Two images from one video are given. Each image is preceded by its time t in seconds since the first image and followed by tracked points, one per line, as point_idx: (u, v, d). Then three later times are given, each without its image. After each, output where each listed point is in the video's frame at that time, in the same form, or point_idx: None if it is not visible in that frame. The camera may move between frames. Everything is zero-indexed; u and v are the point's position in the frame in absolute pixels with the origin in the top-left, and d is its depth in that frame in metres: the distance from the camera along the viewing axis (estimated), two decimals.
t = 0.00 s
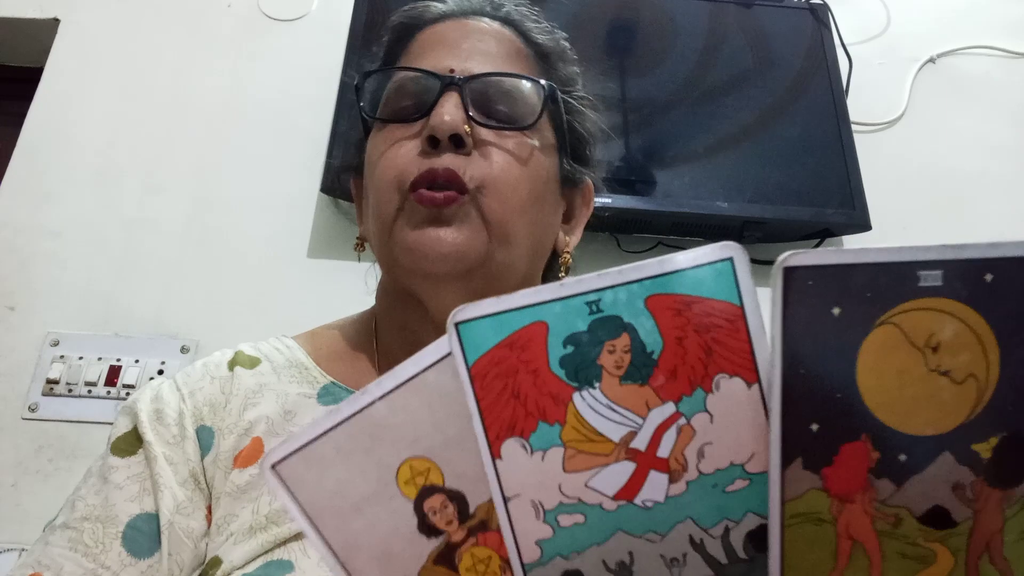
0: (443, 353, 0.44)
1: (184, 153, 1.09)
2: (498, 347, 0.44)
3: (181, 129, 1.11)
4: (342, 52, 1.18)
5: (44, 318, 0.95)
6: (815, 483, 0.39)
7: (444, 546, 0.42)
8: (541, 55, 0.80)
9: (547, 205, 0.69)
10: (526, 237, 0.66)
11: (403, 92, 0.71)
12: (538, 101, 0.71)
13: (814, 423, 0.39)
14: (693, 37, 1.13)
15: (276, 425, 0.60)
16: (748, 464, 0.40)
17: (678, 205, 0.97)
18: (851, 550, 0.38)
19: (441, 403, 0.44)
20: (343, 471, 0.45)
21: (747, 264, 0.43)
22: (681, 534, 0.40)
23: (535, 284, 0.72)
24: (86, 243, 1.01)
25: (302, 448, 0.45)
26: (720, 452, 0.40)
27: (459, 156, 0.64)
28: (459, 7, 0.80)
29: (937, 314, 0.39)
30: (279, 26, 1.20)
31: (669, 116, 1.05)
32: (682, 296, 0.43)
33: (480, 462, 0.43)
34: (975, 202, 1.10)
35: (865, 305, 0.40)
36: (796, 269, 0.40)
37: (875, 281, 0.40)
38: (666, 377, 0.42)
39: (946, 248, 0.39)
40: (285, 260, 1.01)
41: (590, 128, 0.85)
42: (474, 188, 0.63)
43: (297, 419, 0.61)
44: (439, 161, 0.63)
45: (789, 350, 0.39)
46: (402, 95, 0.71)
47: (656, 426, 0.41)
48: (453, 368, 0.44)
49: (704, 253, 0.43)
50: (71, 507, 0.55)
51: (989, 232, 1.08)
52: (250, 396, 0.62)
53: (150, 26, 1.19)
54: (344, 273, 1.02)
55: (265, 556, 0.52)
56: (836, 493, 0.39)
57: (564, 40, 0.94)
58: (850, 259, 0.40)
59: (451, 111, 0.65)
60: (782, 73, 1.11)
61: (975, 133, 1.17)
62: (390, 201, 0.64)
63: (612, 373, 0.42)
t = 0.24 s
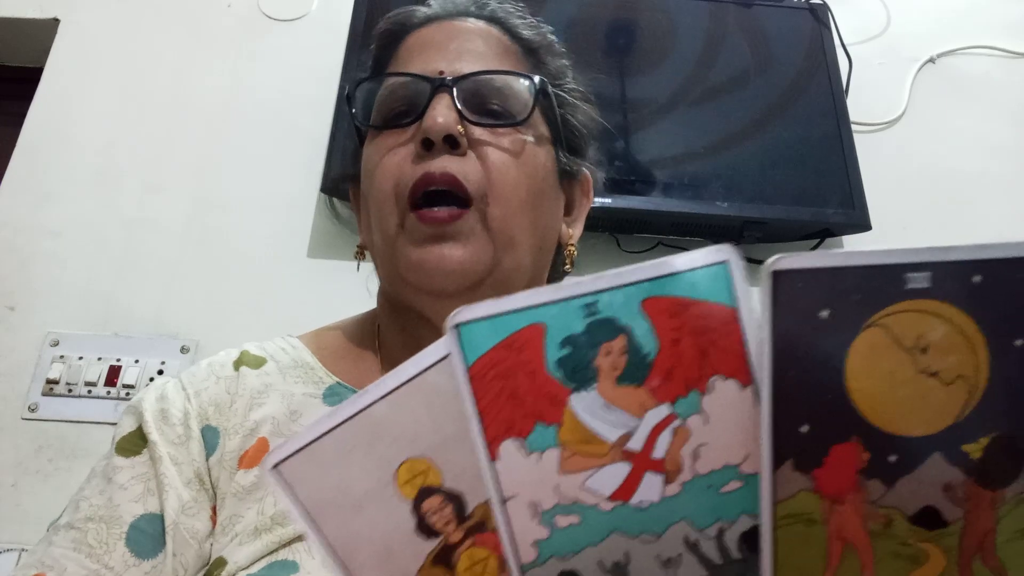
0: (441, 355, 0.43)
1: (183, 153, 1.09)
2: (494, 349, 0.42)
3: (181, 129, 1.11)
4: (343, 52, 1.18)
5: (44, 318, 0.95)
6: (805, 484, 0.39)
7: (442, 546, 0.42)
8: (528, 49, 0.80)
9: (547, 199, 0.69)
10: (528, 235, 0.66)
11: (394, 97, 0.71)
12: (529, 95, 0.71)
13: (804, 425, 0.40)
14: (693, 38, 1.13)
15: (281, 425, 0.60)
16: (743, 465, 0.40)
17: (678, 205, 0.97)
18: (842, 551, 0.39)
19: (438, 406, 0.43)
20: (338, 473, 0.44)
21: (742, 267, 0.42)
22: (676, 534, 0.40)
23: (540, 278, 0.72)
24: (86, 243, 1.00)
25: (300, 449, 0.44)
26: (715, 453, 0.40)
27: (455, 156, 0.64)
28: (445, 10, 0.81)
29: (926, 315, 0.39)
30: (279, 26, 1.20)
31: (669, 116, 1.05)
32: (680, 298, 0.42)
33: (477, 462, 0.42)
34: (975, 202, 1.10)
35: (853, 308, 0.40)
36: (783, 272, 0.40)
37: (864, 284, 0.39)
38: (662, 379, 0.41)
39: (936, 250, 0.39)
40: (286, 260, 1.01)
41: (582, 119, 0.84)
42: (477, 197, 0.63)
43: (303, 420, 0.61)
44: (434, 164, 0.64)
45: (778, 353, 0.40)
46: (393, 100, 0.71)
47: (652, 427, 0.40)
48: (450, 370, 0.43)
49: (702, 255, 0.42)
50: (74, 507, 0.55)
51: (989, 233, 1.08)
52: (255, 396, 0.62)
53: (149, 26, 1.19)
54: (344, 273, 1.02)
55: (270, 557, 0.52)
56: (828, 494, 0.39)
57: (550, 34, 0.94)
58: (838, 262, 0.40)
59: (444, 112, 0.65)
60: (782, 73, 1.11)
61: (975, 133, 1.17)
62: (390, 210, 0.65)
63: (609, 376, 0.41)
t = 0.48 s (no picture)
0: (428, 362, 0.45)
1: (183, 153, 1.09)
2: (480, 356, 0.44)
3: (180, 129, 1.10)
4: (343, 52, 1.18)
5: (44, 318, 0.95)
6: (790, 484, 0.39)
7: (434, 551, 0.43)
8: (517, 48, 0.79)
9: (546, 194, 0.69)
10: (530, 233, 0.66)
11: (386, 103, 0.71)
12: (520, 93, 0.70)
13: (786, 427, 0.39)
14: (692, 38, 1.13)
15: (284, 426, 0.61)
16: (729, 466, 0.40)
17: (678, 206, 0.97)
18: (829, 551, 0.38)
19: (428, 412, 0.45)
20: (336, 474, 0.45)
21: (723, 271, 0.43)
22: (664, 537, 0.40)
23: (543, 277, 0.72)
24: (86, 243, 1.00)
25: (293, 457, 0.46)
26: (701, 455, 0.40)
27: (451, 158, 0.64)
28: (432, 14, 0.81)
29: (904, 316, 0.39)
30: (279, 26, 1.20)
31: (668, 116, 1.05)
32: (660, 303, 0.43)
33: (467, 469, 0.43)
34: (975, 202, 1.10)
35: (834, 308, 0.40)
36: (759, 276, 0.41)
37: (841, 285, 0.40)
38: (646, 383, 0.42)
39: (913, 251, 0.39)
40: (285, 260, 1.01)
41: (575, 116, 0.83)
42: (478, 199, 0.64)
43: (305, 421, 0.61)
44: (430, 169, 0.64)
45: (760, 355, 0.40)
46: (386, 106, 0.71)
47: (637, 431, 0.41)
48: (438, 377, 0.45)
49: (681, 259, 0.43)
50: (77, 508, 0.55)
51: (989, 233, 1.08)
52: (259, 397, 0.62)
53: (149, 26, 1.18)
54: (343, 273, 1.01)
55: (271, 559, 0.52)
56: (812, 493, 0.39)
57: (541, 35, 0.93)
58: (813, 265, 0.40)
59: (438, 115, 0.65)
60: (781, 73, 1.11)
61: (975, 133, 1.17)
62: (389, 217, 0.65)
63: (593, 380, 0.42)
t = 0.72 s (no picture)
0: (440, 351, 0.45)
1: (183, 153, 1.09)
2: (492, 345, 0.44)
3: (181, 129, 1.10)
4: (343, 52, 1.18)
5: (44, 318, 0.95)
6: (794, 477, 0.39)
7: (441, 539, 0.43)
8: (516, 46, 0.79)
9: (544, 194, 0.69)
10: (529, 231, 0.66)
11: (385, 102, 0.71)
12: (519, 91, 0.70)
13: (791, 420, 0.39)
14: (692, 37, 1.13)
15: (284, 428, 0.61)
16: (735, 459, 0.40)
17: (677, 205, 0.97)
18: (832, 544, 0.38)
19: (439, 403, 0.45)
20: (340, 469, 0.45)
21: (733, 265, 0.43)
22: (671, 528, 0.40)
23: (542, 276, 0.72)
24: (86, 243, 1.00)
25: (306, 442, 0.46)
26: (708, 448, 0.40)
27: (449, 155, 0.64)
28: (429, 12, 0.80)
29: (907, 311, 0.39)
30: (279, 26, 1.20)
31: (668, 116, 1.05)
32: (669, 295, 0.43)
33: (476, 458, 0.43)
34: (975, 202, 1.10)
35: (838, 303, 0.40)
36: (765, 271, 0.41)
37: (845, 280, 0.40)
38: (655, 374, 0.42)
39: (914, 247, 0.40)
40: (285, 260, 1.01)
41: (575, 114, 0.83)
42: (474, 193, 0.63)
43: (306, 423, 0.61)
44: (429, 165, 0.63)
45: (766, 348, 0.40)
46: (384, 104, 0.71)
47: (646, 422, 0.41)
48: (449, 366, 0.45)
49: (690, 254, 0.43)
50: (77, 508, 0.56)
51: (989, 233, 1.08)
52: (259, 398, 0.62)
53: (149, 26, 1.18)
54: (343, 272, 1.02)
55: (271, 560, 0.52)
56: (816, 487, 0.39)
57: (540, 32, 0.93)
58: (818, 260, 0.40)
59: (436, 113, 0.65)
60: (782, 73, 1.11)
61: (975, 133, 1.17)
62: (387, 214, 0.65)
63: (602, 372, 0.42)
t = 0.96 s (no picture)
0: (452, 341, 0.45)
1: (183, 153, 1.09)
2: (505, 336, 0.44)
3: (181, 128, 1.10)
4: (343, 52, 1.18)
5: (44, 318, 0.95)
6: (800, 474, 0.39)
7: (450, 528, 0.43)
8: (519, 47, 0.79)
9: (542, 195, 0.70)
10: (526, 233, 0.66)
11: (386, 103, 0.71)
12: (519, 93, 0.70)
13: (798, 417, 0.39)
14: (693, 37, 1.13)
15: (283, 429, 0.60)
16: (744, 455, 0.40)
17: (678, 205, 0.97)
18: (838, 541, 0.38)
19: (452, 392, 0.45)
20: (344, 466, 0.45)
21: (747, 263, 0.43)
22: (679, 522, 0.40)
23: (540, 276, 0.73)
24: (86, 243, 1.00)
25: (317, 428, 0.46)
26: (718, 443, 0.40)
27: (447, 159, 0.64)
28: (435, 12, 0.80)
29: (913, 309, 0.40)
30: (279, 26, 1.20)
31: (669, 116, 1.05)
32: (683, 291, 0.43)
33: (486, 448, 0.43)
34: (974, 202, 1.10)
35: (845, 301, 0.40)
36: (774, 268, 0.40)
37: (852, 278, 0.40)
38: (667, 368, 0.42)
39: (920, 246, 0.40)
40: (285, 260, 1.01)
41: (579, 117, 0.84)
42: (472, 194, 0.63)
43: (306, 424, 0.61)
44: (428, 170, 0.63)
45: (772, 345, 0.40)
46: (386, 106, 0.71)
47: (657, 415, 0.41)
48: (463, 356, 0.45)
49: (703, 249, 0.43)
50: (77, 509, 0.56)
51: (989, 233, 1.08)
52: (259, 399, 0.62)
53: (149, 26, 1.18)
54: (344, 272, 1.01)
55: (272, 560, 0.52)
56: (822, 484, 0.39)
57: (543, 32, 0.93)
58: (827, 258, 0.40)
59: (435, 116, 0.65)
60: (782, 73, 1.11)
61: (975, 133, 1.17)
62: (384, 215, 0.65)
63: (615, 365, 0.42)
